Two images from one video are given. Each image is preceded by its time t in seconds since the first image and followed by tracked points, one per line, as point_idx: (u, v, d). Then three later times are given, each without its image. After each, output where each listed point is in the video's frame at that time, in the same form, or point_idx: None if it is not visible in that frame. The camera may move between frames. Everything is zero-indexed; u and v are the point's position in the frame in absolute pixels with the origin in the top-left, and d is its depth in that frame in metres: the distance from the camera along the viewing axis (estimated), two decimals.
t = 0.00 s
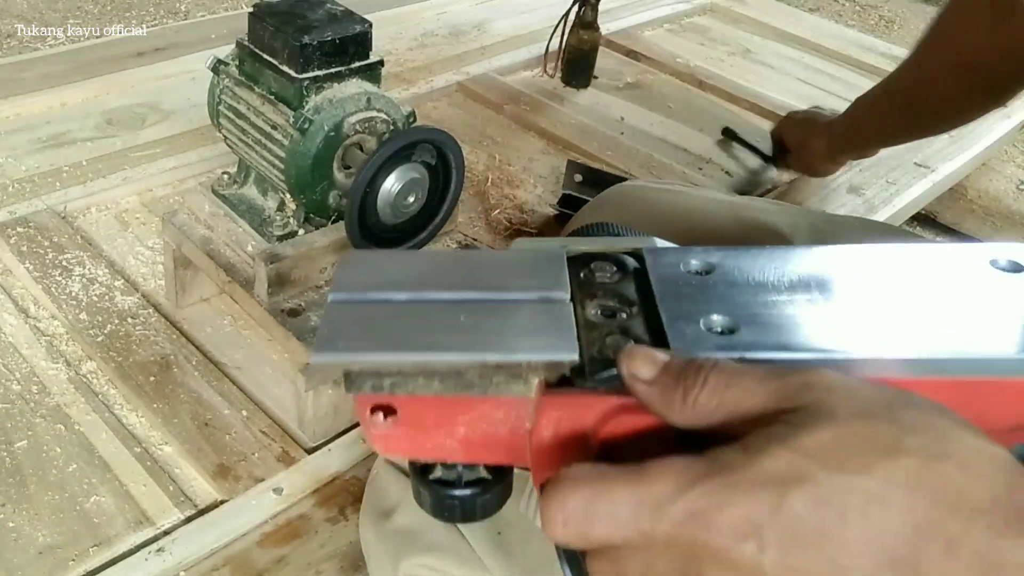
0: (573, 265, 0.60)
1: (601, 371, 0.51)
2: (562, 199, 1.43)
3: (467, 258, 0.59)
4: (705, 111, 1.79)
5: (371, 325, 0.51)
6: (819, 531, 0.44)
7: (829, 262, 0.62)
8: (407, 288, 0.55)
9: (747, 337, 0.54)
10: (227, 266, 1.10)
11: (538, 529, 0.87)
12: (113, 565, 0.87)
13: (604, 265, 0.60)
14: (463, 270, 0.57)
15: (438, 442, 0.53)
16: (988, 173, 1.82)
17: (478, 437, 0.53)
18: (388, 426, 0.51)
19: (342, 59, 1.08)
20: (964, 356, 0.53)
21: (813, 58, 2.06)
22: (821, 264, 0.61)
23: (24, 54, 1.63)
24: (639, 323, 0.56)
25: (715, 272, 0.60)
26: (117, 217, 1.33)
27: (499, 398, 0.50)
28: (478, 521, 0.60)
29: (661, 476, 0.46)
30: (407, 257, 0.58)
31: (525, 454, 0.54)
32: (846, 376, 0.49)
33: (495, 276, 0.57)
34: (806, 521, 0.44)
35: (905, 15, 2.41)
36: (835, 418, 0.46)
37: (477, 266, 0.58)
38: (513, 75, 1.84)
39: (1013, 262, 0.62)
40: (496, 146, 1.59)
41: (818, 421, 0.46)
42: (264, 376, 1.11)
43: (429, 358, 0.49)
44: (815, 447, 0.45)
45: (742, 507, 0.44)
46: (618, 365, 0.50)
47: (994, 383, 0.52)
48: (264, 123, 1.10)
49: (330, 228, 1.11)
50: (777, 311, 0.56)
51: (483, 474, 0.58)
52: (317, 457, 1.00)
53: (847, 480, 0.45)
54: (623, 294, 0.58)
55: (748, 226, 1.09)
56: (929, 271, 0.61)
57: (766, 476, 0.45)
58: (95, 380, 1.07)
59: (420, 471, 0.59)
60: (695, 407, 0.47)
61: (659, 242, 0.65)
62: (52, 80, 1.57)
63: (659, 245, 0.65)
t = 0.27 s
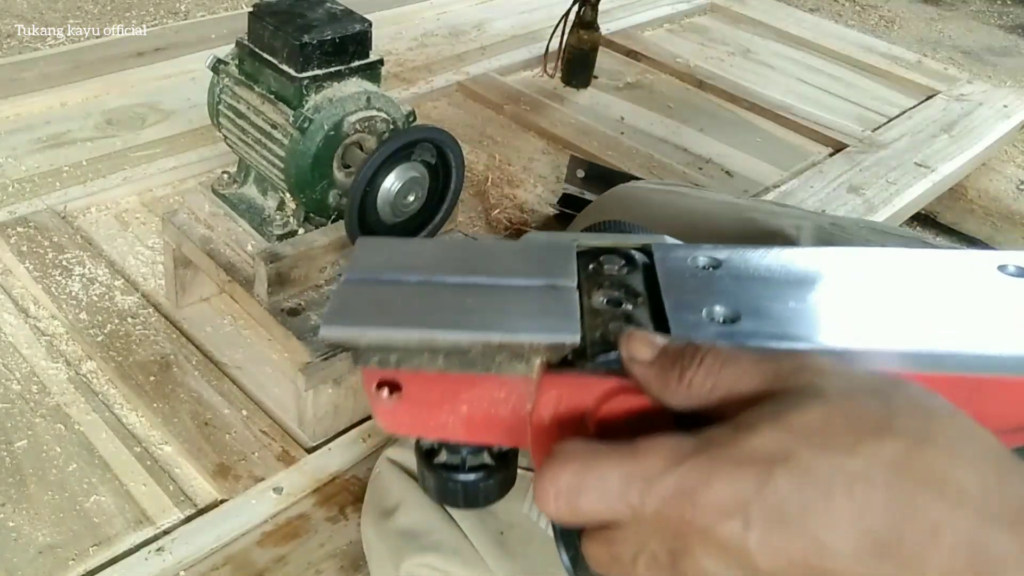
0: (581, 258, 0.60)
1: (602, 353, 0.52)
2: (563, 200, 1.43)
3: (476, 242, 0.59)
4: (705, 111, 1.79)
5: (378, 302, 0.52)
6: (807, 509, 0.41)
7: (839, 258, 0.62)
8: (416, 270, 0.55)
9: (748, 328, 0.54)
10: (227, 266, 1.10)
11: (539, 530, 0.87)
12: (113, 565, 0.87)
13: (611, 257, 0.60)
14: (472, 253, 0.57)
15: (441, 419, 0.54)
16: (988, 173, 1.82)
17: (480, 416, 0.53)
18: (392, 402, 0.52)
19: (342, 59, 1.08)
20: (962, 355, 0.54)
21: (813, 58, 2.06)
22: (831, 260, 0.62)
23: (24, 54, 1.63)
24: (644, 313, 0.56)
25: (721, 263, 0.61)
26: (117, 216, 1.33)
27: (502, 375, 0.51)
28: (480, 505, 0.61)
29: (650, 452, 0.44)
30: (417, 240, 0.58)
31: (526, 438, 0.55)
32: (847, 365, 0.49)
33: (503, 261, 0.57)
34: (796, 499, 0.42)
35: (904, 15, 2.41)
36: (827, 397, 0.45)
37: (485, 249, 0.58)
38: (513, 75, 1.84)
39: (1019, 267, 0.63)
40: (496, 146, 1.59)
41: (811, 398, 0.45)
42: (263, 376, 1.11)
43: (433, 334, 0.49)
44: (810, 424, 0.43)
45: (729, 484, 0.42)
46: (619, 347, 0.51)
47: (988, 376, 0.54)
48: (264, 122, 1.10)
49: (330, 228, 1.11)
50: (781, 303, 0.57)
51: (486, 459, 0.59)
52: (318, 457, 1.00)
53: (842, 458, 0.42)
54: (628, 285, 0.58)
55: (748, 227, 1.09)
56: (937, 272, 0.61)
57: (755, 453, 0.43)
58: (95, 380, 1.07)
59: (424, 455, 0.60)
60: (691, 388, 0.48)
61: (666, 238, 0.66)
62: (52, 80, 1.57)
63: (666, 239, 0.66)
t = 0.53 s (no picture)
0: (587, 262, 0.64)
1: (610, 368, 0.55)
2: (562, 199, 1.43)
3: (477, 252, 0.61)
4: (705, 111, 1.79)
5: (384, 315, 0.54)
6: (823, 538, 0.45)
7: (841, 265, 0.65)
8: (420, 281, 0.57)
9: (758, 337, 0.56)
10: (227, 266, 1.10)
11: (541, 528, 0.87)
12: (112, 565, 0.87)
13: (617, 262, 0.64)
14: (477, 265, 0.60)
15: (447, 434, 0.55)
16: (988, 173, 1.82)
17: (486, 431, 0.55)
18: (398, 415, 0.54)
19: (342, 59, 1.08)
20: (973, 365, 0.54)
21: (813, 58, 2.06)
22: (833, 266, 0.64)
23: (24, 54, 1.63)
24: (650, 321, 0.60)
25: (728, 272, 0.64)
26: (117, 216, 1.33)
27: (508, 391, 0.53)
28: (485, 513, 0.61)
29: (669, 478, 0.47)
30: (423, 249, 0.61)
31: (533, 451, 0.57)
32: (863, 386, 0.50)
33: (504, 272, 0.59)
34: (810, 527, 0.45)
35: (904, 15, 2.40)
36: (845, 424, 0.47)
37: (489, 262, 0.61)
38: (513, 75, 1.84)
39: None
40: (496, 146, 1.59)
41: (828, 427, 0.46)
42: (263, 376, 1.11)
43: (440, 348, 0.51)
44: (826, 454, 0.46)
45: (747, 512, 0.45)
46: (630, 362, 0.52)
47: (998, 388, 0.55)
48: (264, 122, 1.10)
49: (330, 228, 1.11)
50: (788, 311, 0.59)
51: (491, 467, 0.60)
52: (318, 457, 1.00)
53: (854, 488, 0.45)
54: (634, 292, 0.62)
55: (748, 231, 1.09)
56: (939, 277, 0.63)
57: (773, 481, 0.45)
58: (95, 380, 1.07)
59: (428, 462, 0.61)
60: (702, 407, 0.49)
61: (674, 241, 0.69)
62: (52, 80, 1.57)
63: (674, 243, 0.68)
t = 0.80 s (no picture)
0: (589, 268, 0.67)
1: (612, 378, 0.57)
2: (562, 199, 1.43)
3: (475, 260, 0.65)
4: (705, 111, 1.79)
5: (385, 325, 0.57)
6: (823, 556, 0.48)
7: (843, 273, 0.67)
8: (419, 288, 0.61)
9: (759, 345, 0.58)
10: (227, 266, 1.10)
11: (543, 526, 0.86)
12: (112, 565, 0.87)
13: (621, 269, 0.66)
14: (476, 274, 0.63)
15: (449, 442, 0.58)
16: (988, 173, 1.82)
17: (487, 438, 0.58)
18: (400, 424, 0.57)
19: (342, 59, 1.08)
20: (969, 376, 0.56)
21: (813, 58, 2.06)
22: (836, 276, 0.66)
23: (24, 54, 1.63)
24: (652, 326, 0.62)
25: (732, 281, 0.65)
26: (117, 216, 1.33)
27: (508, 400, 0.55)
28: (485, 517, 0.64)
29: (670, 496, 0.49)
30: (423, 257, 0.64)
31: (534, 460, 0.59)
32: (863, 404, 0.52)
33: (501, 279, 0.63)
34: (809, 545, 0.47)
35: (904, 15, 2.40)
36: (847, 444, 0.49)
37: (489, 270, 0.64)
38: (513, 76, 1.84)
39: None
40: (496, 146, 1.59)
41: (832, 447, 0.48)
42: (263, 376, 1.11)
43: (440, 359, 0.54)
44: (828, 475, 0.47)
45: (748, 531, 0.48)
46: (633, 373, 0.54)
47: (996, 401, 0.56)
48: (264, 122, 1.10)
49: (330, 228, 1.11)
50: (789, 321, 0.61)
51: (491, 472, 0.63)
52: (318, 457, 1.00)
53: (854, 508, 0.48)
54: (637, 298, 0.64)
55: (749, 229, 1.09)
56: (939, 288, 0.65)
57: (776, 501, 0.47)
58: (95, 380, 1.07)
59: (431, 467, 0.64)
60: (704, 419, 0.51)
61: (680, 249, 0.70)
62: (51, 80, 1.57)
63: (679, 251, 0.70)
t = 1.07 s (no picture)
0: (599, 259, 0.67)
1: (621, 364, 0.58)
2: (562, 199, 1.43)
3: (488, 246, 0.64)
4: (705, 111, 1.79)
5: (396, 305, 0.56)
6: (827, 540, 0.49)
7: (849, 268, 0.67)
8: (432, 272, 0.60)
9: (767, 339, 0.59)
10: (227, 266, 1.10)
11: (542, 527, 0.87)
12: (112, 565, 0.87)
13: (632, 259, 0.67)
14: (489, 259, 0.62)
15: (456, 424, 0.58)
16: (988, 173, 1.82)
17: (495, 422, 0.58)
18: (408, 405, 0.58)
19: (342, 59, 1.08)
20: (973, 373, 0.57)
21: (813, 58, 2.06)
22: (841, 269, 0.67)
23: (24, 54, 1.63)
24: (661, 318, 0.63)
25: (740, 273, 0.66)
26: (117, 217, 1.33)
27: (517, 383, 0.56)
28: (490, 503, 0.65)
29: (676, 477, 0.51)
30: (434, 241, 0.63)
31: (541, 445, 0.60)
32: (875, 395, 0.53)
33: (514, 264, 0.62)
34: (815, 528, 0.49)
35: (904, 15, 2.40)
36: (852, 429, 0.50)
37: (502, 256, 0.63)
38: (513, 76, 1.84)
39: None
40: (496, 146, 1.59)
41: (836, 433, 0.50)
42: (263, 376, 1.11)
43: (450, 339, 0.53)
44: (833, 459, 0.49)
45: (751, 513, 0.49)
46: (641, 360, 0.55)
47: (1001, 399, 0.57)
48: (264, 122, 1.10)
49: (330, 228, 1.11)
50: (796, 314, 0.62)
51: (496, 459, 0.64)
52: (318, 457, 1.00)
53: (860, 493, 0.49)
54: (646, 289, 0.65)
55: (749, 227, 1.10)
56: (944, 284, 0.66)
57: (780, 483, 0.49)
58: (95, 380, 1.07)
59: (438, 453, 0.65)
60: (711, 405, 0.52)
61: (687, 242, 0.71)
62: (51, 80, 1.57)
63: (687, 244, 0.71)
